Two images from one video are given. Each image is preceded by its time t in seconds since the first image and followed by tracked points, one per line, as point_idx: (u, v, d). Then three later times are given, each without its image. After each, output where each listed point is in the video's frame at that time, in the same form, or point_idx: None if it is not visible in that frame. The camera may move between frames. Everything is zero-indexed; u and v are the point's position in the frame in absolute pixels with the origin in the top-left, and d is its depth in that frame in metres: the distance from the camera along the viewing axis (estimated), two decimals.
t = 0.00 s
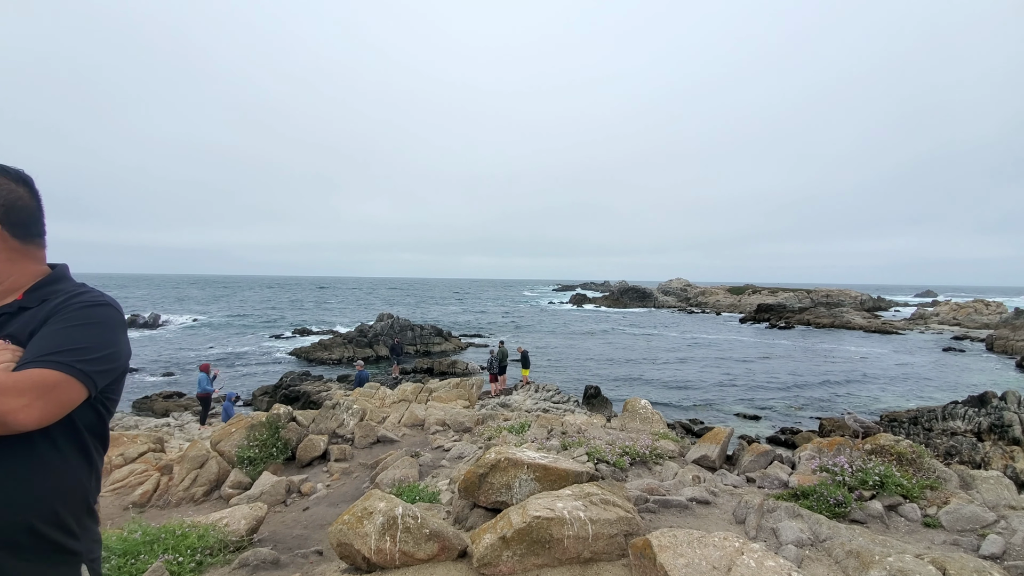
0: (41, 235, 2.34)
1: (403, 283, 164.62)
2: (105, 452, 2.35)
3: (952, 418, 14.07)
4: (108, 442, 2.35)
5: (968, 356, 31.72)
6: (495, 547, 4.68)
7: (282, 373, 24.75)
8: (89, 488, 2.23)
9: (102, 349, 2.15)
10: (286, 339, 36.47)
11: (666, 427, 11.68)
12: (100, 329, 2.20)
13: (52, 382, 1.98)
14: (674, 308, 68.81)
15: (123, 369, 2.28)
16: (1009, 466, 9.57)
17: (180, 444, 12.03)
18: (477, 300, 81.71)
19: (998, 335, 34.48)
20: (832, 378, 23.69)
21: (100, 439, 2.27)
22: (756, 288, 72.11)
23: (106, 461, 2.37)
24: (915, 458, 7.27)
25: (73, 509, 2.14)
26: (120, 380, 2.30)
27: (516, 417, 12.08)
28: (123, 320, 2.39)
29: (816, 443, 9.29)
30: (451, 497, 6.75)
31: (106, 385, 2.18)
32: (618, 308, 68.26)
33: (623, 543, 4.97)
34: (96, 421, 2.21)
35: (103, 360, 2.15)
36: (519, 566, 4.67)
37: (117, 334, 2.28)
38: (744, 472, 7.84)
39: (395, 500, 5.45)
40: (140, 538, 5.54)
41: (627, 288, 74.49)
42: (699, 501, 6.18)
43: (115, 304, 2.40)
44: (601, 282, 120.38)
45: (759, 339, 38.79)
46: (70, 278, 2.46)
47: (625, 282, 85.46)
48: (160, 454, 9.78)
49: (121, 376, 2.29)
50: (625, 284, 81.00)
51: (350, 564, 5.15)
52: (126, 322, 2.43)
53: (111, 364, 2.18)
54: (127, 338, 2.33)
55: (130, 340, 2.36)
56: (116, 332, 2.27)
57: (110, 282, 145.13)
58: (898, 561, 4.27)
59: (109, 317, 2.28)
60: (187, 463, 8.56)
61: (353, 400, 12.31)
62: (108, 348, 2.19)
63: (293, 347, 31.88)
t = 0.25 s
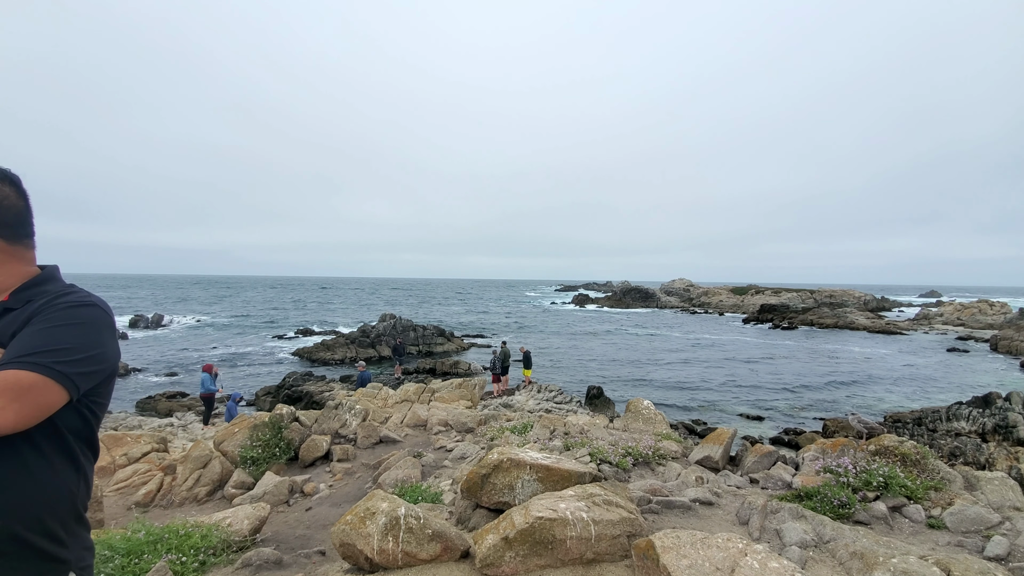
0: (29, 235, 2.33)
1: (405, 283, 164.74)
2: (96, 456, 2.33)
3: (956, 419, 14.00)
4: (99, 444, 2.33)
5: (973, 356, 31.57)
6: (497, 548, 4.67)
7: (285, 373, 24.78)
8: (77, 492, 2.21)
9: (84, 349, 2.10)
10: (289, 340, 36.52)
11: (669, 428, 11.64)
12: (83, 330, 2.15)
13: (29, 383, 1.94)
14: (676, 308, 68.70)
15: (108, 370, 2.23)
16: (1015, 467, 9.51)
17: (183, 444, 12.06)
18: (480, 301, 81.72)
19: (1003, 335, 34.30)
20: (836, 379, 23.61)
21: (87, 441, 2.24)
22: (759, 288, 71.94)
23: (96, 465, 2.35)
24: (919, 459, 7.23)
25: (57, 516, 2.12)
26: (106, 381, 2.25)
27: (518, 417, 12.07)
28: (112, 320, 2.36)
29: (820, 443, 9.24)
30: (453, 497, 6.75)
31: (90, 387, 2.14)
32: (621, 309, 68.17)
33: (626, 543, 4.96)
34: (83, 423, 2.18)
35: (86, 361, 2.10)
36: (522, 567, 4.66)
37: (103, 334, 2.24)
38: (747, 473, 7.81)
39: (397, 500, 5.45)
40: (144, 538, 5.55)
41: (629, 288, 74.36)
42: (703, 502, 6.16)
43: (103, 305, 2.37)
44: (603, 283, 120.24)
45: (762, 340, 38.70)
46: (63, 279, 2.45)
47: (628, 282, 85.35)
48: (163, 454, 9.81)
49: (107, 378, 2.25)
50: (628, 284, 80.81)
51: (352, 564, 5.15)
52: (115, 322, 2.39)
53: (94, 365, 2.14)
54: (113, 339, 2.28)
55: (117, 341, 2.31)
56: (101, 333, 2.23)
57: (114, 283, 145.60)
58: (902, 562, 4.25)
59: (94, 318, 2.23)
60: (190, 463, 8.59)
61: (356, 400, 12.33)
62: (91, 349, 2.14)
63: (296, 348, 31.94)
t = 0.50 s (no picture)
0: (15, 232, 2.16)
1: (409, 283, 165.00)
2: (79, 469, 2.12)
3: (962, 420, 13.90)
4: (82, 456, 2.11)
5: (979, 357, 31.37)
6: (501, 548, 4.67)
7: (289, 373, 24.87)
8: (56, 508, 2.00)
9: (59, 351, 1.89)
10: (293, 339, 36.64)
11: (674, 428, 11.60)
12: (60, 331, 1.93)
13: None
14: (680, 308, 68.55)
15: (88, 376, 2.00)
16: (1021, 468, 9.43)
17: (188, 444, 12.10)
18: (483, 301, 81.78)
19: (1010, 335, 34.07)
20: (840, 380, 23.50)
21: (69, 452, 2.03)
22: (764, 288, 71.67)
23: (80, 478, 2.15)
24: (925, 460, 7.18)
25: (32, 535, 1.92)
26: (88, 387, 2.03)
27: (522, 417, 12.07)
28: (96, 321, 2.14)
29: (825, 444, 9.19)
30: (457, 497, 6.75)
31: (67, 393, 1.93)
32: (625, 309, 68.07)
33: (630, 545, 4.94)
34: (60, 433, 1.96)
35: (62, 363, 1.89)
36: (526, 568, 4.65)
37: (85, 336, 2.03)
38: (752, 474, 7.79)
39: (401, 501, 5.46)
40: (149, 537, 5.58)
41: (633, 288, 74.30)
42: (707, 503, 6.14)
43: (86, 305, 2.15)
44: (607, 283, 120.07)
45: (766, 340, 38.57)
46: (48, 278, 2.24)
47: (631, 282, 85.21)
48: (168, 454, 9.86)
49: (88, 384, 2.03)
50: (631, 284, 80.73)
51: (356, 564, 5.16)
52: (100, 323, 2.17)
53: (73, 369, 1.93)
54: (95, 342, 2.06)
55: (100, 344, 2.09)
56: (83, 335, 2.02)
57: (121, 283, 146.54)
58: (908, 564, 4.22)
59: (75, 318, 2.03)
60: (195, 463, 8.62)
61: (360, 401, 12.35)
62: (69, 351, 1.93)
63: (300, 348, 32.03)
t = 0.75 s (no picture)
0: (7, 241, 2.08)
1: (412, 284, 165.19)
2: (68, 482, 1.99)
3: (969, 421, 13.80)
4: (70, 469, 1.98)
5: (986, 358, 31.12)
6: (506, 549, 4.67)
7: (293, 374, 24.95)
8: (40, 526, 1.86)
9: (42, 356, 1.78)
10: (298, 340, 36.76)
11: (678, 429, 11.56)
12: (41, 335, 1.82)
13: None
14: (684, 309, 68.38)
15: (71, 382, 1.88)
16: None
17: (193, 444, 12.16)
18: (487, 301, 81.84)
19: (1018, 336, 33.79)
20: (846, 381, 23.36)
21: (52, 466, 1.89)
22: (768, 288, 71.38)
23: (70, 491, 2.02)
24: (932, 461, 7.13)
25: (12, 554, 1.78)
26: (72, 395, 1.90)
27: (526, 418, 12.06)
28: (84, 325, 2.03)
29: (831, 446, 9.14)
30: (462, 498, 6.75)
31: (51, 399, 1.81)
32: (629, 310, 67.96)
33: (635, 546, 4.93)
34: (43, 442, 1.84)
35: (44, 367, 1.78)
36: (530, 569, 4.64)
37: (71, 341, 1.91)
38: (757, 476, 7.75)
39: (406, 501, 5.46)
40: (155, 536, 5.61)
41: (637, 289, 74.17)
42: (712, 504, 6.12)
43: (76, 309, 2.04)
44: (611, 284, 119.75)
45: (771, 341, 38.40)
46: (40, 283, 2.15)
47: (635, 283, 85.04)
48: (174, 453, 9.91)
49: (72, 391, 1.90)
50: (635, 284, 80.57)
51: (361, 565, 5.16)
52: (90, 327, 2.06)
53: (57, 374, 1.82)
54: (81, 346, 1.93)
55: (87, 348, 1.97)
56: (68, 339, 1.90)
57: (127, 284, 147.53)
58: (914, 566, 4.20)
59: (59, 322, 1.92)
60: (200, 463, 8.65)
61: (364, 401, 12.38)
62: (51, 356, 1.81)
63: (304, 348, 32.13)
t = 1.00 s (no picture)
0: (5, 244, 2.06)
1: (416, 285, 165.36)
2: (66, 484, 1.98)
3: (976, 422, 13.69)
4: (68, 472, 1.97)
5: (994, 359, 30.89)
6: (510, 550, 4.67)
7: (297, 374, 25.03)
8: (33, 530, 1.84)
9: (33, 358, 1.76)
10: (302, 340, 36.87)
11: (683, 430, 11.53)
12: (34, 337, 1.80)
13: None
14: (688, 310, 68.16)
15: (64, 384, 1.86)
16: None
17: (199, 443, 12.22)
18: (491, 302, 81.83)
19: None
20: (852, 382, 23.22)
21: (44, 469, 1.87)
22: (773, 289, 71.08)
23: (68, 495, 2.01)
24: (939, 463, 7.08)
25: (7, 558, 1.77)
26: (65, 398, 1.88)
27: (530, 419, 12.05)
28: (80, 326, 2.01)
29: (837, 447, 9.09)
30: (466, 499, 6.76)
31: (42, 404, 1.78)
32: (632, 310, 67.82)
33: (640, 547, 4.92)
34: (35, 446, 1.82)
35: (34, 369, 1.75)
36: (535, 570, 4.64)
37: (63, 343, 1.89)
38: (762, 477, 7.71)
39: (410, 501, 5.47)
40: (161, 536, 5.64)
41: (641, 289, 74.01)
42: (717, 505, 6.09)
43: (73, 310, 2.03)
44: (615, 284, 119.49)
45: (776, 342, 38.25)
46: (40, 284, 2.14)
47: (639, 283, 84.81)
48: (179, 453, 9.97)
49: (65, 394, 1.88)
50: (639, 285, 80.37)
51: (365, 565, 5.17)
52: (87, 329, 2.05)
53: (48, 376, 1.79)
54: (75, 349, 1.91)
55: (81, 350, 1.95)
56: (59, 340, 1.87)
57: (133, 284, 148.43)
58: (921, 569, 4.17)
59: (52, 323, 1.90)
60: (206, 463, 8.70)
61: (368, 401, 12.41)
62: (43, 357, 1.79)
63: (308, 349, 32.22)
